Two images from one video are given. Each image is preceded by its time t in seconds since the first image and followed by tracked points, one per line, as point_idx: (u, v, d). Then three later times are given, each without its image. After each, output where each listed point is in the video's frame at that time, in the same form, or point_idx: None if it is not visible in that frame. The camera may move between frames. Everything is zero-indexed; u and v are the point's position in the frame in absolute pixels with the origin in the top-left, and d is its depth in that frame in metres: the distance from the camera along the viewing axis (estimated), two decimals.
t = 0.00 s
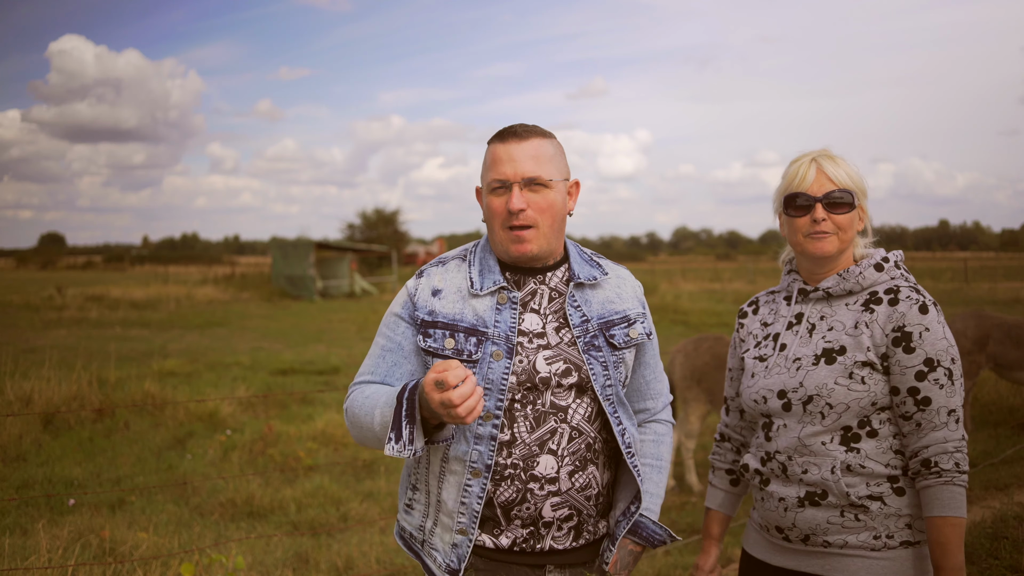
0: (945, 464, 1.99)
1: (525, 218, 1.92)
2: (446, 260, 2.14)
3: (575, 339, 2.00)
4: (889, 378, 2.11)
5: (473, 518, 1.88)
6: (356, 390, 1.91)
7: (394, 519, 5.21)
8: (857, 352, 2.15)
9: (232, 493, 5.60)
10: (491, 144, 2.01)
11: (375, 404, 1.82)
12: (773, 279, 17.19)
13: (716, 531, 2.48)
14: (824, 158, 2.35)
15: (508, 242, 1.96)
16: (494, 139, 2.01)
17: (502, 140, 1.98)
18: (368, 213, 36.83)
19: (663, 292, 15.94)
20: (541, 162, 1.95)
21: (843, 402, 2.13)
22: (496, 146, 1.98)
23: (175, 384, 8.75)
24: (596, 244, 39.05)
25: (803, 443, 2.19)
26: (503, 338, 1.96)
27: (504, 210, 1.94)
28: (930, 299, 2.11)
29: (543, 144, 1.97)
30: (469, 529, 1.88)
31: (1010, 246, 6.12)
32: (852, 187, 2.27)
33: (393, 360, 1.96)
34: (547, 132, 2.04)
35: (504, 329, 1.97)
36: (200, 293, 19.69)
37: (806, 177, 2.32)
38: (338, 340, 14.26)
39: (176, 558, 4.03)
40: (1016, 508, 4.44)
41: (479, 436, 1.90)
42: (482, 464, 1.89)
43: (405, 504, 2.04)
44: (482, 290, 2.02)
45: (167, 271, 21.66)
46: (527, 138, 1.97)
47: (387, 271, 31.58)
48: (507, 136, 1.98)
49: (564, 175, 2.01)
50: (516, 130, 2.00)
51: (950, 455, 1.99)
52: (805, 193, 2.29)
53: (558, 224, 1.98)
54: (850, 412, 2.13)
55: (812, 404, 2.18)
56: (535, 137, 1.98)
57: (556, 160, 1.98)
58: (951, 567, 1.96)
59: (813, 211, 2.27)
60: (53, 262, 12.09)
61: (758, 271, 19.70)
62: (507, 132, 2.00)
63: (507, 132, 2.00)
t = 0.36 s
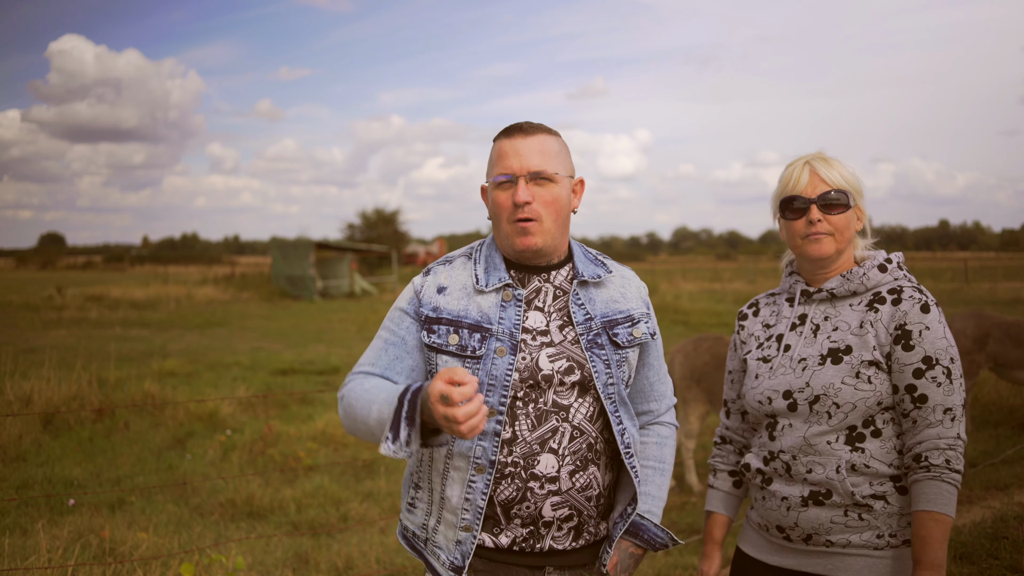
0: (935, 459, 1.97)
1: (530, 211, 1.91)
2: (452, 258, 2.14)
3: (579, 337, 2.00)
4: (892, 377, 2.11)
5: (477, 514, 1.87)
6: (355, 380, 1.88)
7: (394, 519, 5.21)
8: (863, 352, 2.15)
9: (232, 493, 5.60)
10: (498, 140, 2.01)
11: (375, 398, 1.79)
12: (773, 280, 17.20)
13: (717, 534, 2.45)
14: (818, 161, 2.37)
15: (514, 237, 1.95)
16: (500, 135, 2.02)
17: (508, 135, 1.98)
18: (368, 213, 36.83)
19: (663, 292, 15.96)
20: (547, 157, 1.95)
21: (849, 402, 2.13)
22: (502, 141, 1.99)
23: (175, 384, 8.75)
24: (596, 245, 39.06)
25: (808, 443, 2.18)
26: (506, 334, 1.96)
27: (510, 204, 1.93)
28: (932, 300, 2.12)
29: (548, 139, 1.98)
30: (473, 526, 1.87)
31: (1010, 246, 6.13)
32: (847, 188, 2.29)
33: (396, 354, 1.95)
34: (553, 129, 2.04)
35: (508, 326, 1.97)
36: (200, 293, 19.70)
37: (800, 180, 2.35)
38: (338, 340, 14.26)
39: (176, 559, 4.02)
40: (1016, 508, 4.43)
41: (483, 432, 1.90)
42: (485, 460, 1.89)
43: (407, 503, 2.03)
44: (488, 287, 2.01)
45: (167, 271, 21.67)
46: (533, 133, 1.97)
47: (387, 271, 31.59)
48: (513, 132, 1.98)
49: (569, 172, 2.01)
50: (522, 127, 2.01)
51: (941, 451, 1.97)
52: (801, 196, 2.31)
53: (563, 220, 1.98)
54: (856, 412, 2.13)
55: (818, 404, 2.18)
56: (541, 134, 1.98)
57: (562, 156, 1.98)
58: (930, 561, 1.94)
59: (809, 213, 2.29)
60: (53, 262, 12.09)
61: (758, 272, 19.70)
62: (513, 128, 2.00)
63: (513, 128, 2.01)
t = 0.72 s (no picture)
0: (919, 464, 2.03)
1: (532, 209, 1.91)
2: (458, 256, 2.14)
3: (586, 331, 2.01)
4: (874, 380, 2.14)
5: (469, 509, 1.85)
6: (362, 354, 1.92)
7: (394, 519, 5.21)
8: (849, 354, 2.16)
9: (232, 493, 5.60)
10: (500, 139, 2.02)
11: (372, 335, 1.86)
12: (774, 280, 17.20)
13: (692, 517, 2.49)
14: (809, 156, 2.37)
15: (517, 235, 1.95)
16: (502, 134, 2.03)
17: (510, 134, 1.99)
18: (368, 213, 36.83)
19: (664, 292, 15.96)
20: (549, 155, 1.96)
21: (832, 402, 2.14)
22: (504, 141, 1.99)
23: (175, 384, 8.75)
24: (596, 245, 39.06)
25: (790, 440, 2.18)
26: (510, 326, 1.96)
27: (513, 203, 1.93)
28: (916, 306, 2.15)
29: (551, 138, 1.98)
30: (464, 521, 1.85)
31: (1010, 245, 6.14)
32: (835, 183, 2.30)
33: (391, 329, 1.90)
34: (555, 129, 2.05)
35: (513, 319, 1.96)
36: (200, 293, 19.69)
37: (789, 174, 2.35)
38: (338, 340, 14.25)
39: (176, 559, 4.02)
40: (1016, 508, 4.43)
41: (479, 421, 1.88)
42: (480, 451, 1.86)
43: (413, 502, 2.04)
44: (492, 283, 2.02)
45: (167, 271, 21.66)
46: (536, 132, 1.98)
47: (388, 271, 31.60)
48: (515, 131, 1.99)
49: (572, 171, 2.02)
50: (524, 126, 2.02)
51: (924, 456, 2.03)
52: (790, 189, 2.32)
53: (566, 219, 1.98)
54: (838, 411, 2.14)
55: (802, 402, 2.17)
56: (543, 133, 1.99)
57: (564, 155, 1.99)
58: (913, 563, 2.01)
59: (797, 206, 2.30)
60: (53, 262, 12.09)
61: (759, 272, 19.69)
62: (515, 128, 2.01)
63: (516, 128, 2.01)
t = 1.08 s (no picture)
0: (908, 461, 2.07)
1: (530, 225, 1.92)
2: (458, 267, 2.12)
3: (587, 341, 2.00)
4: (865, 380, 2.16)
5: (496, 521, 1.85)
6: (377, 393, 1.82)
7: (394, 519, 5.21)
8: (844, 356, 2.16)
9: (232, 493, 5.60)
10: (503, 149, 2.01)
11: (397, 403, 1.72)
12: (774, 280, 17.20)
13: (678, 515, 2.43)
14: (794, 156, 2.37)
15: (519, 249, 1.96)
16: (505, 145, 2.02)
17: (514, 145, 1.98)
18: (368, 213, 36.82)
19: (664, 292, 15.95)
20: (552, 168, 1.95)
21: (829, 405, 2.15)
22: (507, 151, 1.99)
23: (175, 384, 8.76)
24: (596, 245, 39.06)
25: (785, 443, 2.18)
26: (522, 340, 1.95)
27: (514, 216, 1.93)
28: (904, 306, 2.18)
29: (555, 150, 1.97)
30: (491, 533, 1.84)
31: (1010, 245, 6.13)
32: (818, 180, 2.30)
33: (419, 360, 1.90)
34: (560, 139, 2.04)
35: (523, 332, 1.96)
36: (200, 293, 19.69)
37: (773, 173, 2.35)
38: (338, 340, 14.25)
39: (176, 559, 4.02)
40: (1016, 508, 4.43)
41: (501, 438, 1.87)
42: (504, 466, 1.86)
43: (419, 511, 2.00)
44: (497, 296, 2.00)
45: (167, 271, 21.67)
46: (539, 144, 1.97)
47: (387, 271, 31.61)
48: (518, 142, 1.98)
49: (575, 184, 2.01)
50: (528, 136, 2.00)
51: (913, 453, 2.07)
52: (775, 187, 2.32)
53: (566, 231, 1.97)
54: (834, 414, 2.15)
55: (799, 406, 2.17)
56: (547, 144, 1.98)
57: (567, 168, 1.98)
58: (902, 556, 2.04)
59: (781, 203, 2.30)
60: (53, 262, 12.09)
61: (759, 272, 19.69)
62: (519, 138, 2.00)
63: (519, 138, 2.00)
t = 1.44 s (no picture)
0: (904, 460, 2.11)
1: (534, 209, 1.91)
2: (460, 258, 2.14)
3: (592, 331, 2.02)
4: (862, 380, 2.19)
5: (493, 511, 1.84)
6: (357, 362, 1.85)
7: (394, 519, 5.21)
8: (844, 358, 2.17)
9: (232, 493, 5.60)
10: (502, 140, 2.03)
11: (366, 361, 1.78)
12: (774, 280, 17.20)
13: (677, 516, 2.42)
14: (783, 160, 2.38)
15: (521, 235, 1.96)
16: (505, 135, 2.03)
17: (513, 134, 1.99)
18: (368, 213, 36.82)
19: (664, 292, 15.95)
20: (552, 155, 1.96)
21: (830, 406, 2.16)
22: (507, 142, 2.00)
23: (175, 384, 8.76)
24: (596, 245, 39.07)
25: (786, 442, 2.18)
26: (518, 328, 1.95)
27: (515, 203, 1.93)
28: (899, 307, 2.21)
29: (554, 138, 1.99)
30: (489, 523, 1.84)
31: (1010, 245, 6.13)
32: (811, 184, 2.30)
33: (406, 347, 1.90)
34: (558, 130, 2.06)
35: (520, 321, 1.96)
36: (200, 293, 19.68)
37: (764, 178, 2.35)
38: (339, 340, 14.25)
39: (176, 559, 4.02)
40: (1016, 508, 4.43)
41: (497, 426, 1.88)
42: (500, 454, 1.86)
43: (418, 505, 2.00)
44: (497, 284, 2.01)
45: (167, 271, 21.67)
46: (539, 133, 1.99)
47: (387, 272, 31.58)
48: (518, 131, 1.99)
49: (574, 172, 2.02)
50: (527, 126, 2.02)
51: (909, 452, 2.11)
52: (767, 194, 2.32)
53: (567, 219, 1.98)
54: (835, 414, 2.17)
55: (801, 407, 2.17)
56: (546, 134, 2.00)
57: (567, 155, 1.99)
58: (895, 554, 2.10)
59: (775, 208, 2.30)
60: (53, 262, 12.09)
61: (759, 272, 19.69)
62: (518, 128, 2.01)
63: (519, 129, 2.02)
